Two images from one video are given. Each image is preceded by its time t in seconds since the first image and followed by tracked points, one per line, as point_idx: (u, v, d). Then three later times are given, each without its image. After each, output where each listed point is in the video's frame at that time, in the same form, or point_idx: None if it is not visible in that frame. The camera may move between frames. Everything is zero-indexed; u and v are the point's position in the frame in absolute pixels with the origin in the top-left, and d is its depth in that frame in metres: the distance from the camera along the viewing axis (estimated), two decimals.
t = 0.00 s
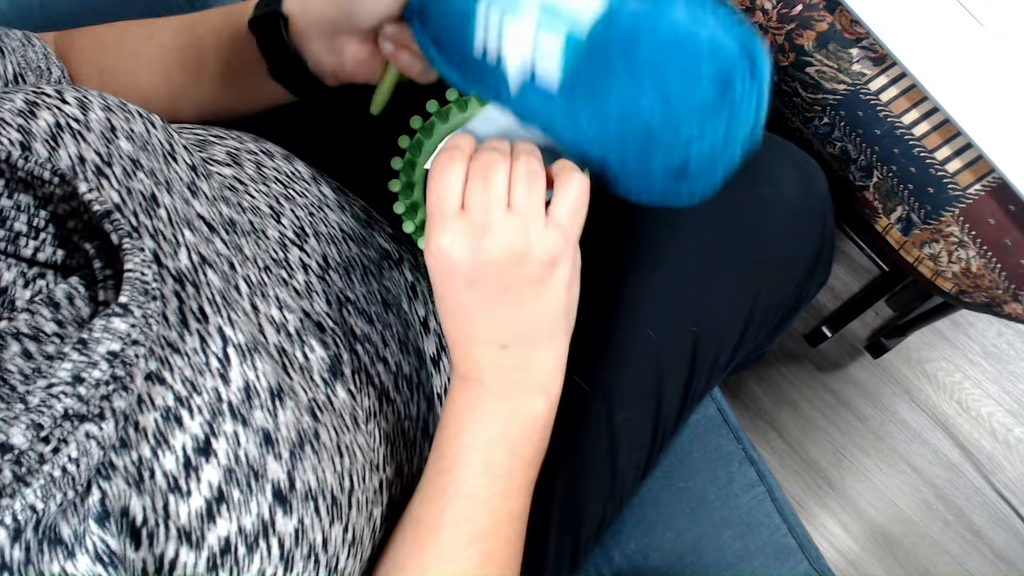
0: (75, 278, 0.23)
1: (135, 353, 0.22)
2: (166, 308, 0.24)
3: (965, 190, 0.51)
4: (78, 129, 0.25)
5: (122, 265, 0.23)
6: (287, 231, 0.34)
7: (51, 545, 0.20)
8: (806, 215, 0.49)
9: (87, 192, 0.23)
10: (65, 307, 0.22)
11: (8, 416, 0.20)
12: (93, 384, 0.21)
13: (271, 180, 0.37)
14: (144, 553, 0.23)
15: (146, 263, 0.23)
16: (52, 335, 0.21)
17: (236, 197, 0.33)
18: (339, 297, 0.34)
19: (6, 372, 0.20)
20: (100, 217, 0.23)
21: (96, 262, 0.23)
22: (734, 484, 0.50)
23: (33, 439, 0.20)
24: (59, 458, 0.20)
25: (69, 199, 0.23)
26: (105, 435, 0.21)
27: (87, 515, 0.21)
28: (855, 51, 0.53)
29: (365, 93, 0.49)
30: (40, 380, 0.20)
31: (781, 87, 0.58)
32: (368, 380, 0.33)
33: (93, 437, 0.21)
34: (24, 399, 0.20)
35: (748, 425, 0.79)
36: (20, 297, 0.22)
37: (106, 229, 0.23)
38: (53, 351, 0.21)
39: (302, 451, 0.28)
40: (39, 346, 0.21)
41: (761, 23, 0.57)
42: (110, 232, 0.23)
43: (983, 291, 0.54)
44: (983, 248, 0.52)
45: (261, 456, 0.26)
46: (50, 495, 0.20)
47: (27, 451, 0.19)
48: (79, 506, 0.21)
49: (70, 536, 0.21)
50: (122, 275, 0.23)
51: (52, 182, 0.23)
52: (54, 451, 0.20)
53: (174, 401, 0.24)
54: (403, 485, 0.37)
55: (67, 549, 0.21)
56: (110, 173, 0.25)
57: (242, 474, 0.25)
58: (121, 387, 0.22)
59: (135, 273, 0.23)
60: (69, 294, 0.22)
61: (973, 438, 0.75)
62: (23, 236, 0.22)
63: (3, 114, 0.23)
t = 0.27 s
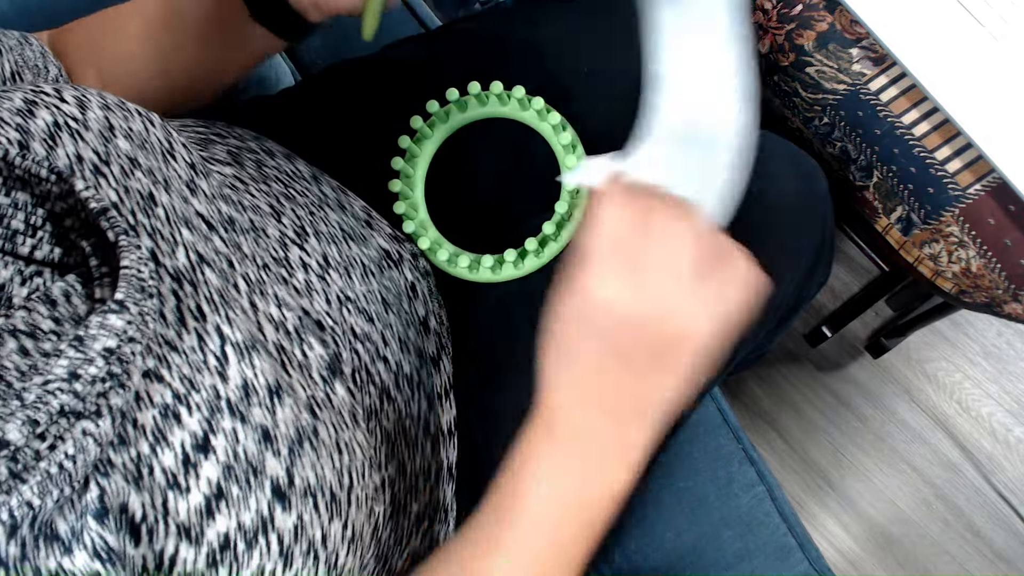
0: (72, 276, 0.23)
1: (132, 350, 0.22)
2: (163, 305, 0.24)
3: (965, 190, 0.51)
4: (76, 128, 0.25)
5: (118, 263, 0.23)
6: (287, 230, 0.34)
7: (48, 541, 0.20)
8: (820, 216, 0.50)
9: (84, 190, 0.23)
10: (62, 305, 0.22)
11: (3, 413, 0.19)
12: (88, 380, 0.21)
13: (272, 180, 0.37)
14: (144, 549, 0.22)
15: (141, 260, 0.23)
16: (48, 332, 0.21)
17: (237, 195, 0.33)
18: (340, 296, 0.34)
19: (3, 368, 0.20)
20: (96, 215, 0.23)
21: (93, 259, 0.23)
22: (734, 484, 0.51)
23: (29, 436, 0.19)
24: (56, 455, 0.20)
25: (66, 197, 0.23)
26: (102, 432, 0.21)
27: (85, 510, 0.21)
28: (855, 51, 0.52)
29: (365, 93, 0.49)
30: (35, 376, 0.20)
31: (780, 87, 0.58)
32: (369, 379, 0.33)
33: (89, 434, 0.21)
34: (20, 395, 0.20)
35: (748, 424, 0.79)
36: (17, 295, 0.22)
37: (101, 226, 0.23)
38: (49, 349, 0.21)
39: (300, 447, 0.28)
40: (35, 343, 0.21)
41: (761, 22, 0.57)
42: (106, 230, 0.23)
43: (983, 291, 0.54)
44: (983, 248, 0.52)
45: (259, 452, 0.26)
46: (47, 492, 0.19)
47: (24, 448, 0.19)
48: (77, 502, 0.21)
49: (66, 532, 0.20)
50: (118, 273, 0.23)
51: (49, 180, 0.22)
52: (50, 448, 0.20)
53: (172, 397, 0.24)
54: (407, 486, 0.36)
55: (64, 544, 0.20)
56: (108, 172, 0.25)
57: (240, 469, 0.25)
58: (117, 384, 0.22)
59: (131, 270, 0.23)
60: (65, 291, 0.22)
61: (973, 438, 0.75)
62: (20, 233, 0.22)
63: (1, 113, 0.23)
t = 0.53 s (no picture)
0: (64, 280, 0.22)
1: (115, 359, 0.21)
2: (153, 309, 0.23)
3: (965, 190, 0.51)
4: (78, 129, 0.24)
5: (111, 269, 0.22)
6: (286, 233, 0.34)
7: (7, 544, 0.19)
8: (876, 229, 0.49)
9: (82, 194, 0.22)
10: (51, 307, 0.22)
11: None
12: (68, 384, 0.20)
13: (272, 183, 0.37)
14: (125, 550, 0.21)
15: (135, 269, 0.22)
16: (34, 333, 0.21)
17: (239, 198, 0.34)
18: (339, 299, 0.34)
19: None
20: (93, 221, 0.22)
21: (85, 265, 0.23)
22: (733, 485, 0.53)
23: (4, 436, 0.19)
24: (32, 457, 0.19)
25: (66, 201, 0.23)
26: (82, 440, 0.20)
27: (51, 515, 0.20)
28: (855, 51, 0.52)
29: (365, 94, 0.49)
30: (16, 377, 0.19)
31: (780, 87, 0.58)
32: (367, 382, 0.33)
33: (67, 441, 0.20)
34: None
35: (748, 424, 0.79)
36: (12, 295, 0.22)
37: (98, 232, 0.23)
38: (34, 350, 0.21)
39: (286, 451, 0.26)
40: (21, 343, 0.21)
41: (761, 22, 0.57)
42: (102, 236, 0.22)
43: (983, 291, 0.54)
44: (983, 248, 0.52)
45: (243, 455, 0.25)
46: (17, 493, 0.19)
47: None
48: (43, 505, 0.20)
49: (29, 535, 0.20)
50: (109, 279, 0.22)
51: (48, 183, 0.22)
52: (26, 450, 0.19)
53: (157, 403, 0.23)
54: (407, 487, 0.36)
55: (25, 548, 0.19)
56: (109, 174, 0.24)
57: (223, 473, 0.24)
58: (100, 392, 0.21)
59: (123, 278, 0.22)
60: (56, 295, 0.22)
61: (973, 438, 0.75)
62: (19, 234, 0.22)
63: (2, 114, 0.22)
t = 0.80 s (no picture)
0: (49, 292, 0.22)
1: (93, 373, 0.21)
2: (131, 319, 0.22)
3: (965, 190, 0.51)
4: (80, 132, 0.24)
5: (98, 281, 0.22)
6: (283, 235, 0.34)
7: None
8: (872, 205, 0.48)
9: (77, 204, 0.22)
10: (34, 321, 0.21)
11: None
12: (44, 395, 0.19)
13: (270, 185, 0.37)
14: None
15: (122, 283, 0.22)
16: (15, 346, 0.20)
17: (236, 200, 0.34)
18: (335, 301, 0.34)
19: None
20: (85, 231, 0.22)
21: (70, 275, 0.22)
22: (734, 485, 0.54)
23: None
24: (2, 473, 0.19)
25: (61, 208, 0.22)
26: (49, 460, 0.20)
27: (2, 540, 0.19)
28: (855, 51, 0.52)
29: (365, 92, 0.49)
30: None
31: (780, 86, 0.58)
32: (362, 383, 0.33)
33: (37, 459, 0.19)
34: None
35: (749, 424, 0.79)
36: (3, 297, 0.22)
37: (89, 243, 0.22)
38: (12, 362, 0.20)
39: (247, 463, 0.25)
40: None
41: (761, 22, 0.57)
42: (92, 247, 0.22)
43: (983, 291, 0.54)
44: (983, 248, 0.52)
45: (202, 472, 0.24)
46: None
47: None
48: None
49: None
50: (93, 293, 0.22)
51: (45, 189, 0.22)
52: None
53: (122, 418, 0.22)
54: (403, 489, 0.36)
55: None
56: (107, 178, 0.24)
57: (181, 490, 0.23)
58: (75, 408, 0.21)
59: (109, 291, 0.21)
60: (39, 307, 0.21)
61: (973, 438, 0.75)
62: (13, 238, 0.22)
63: (5, 113, 0.22)
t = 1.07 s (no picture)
0: (38, 305, 0.21)
1: (85, 387, 0.20)
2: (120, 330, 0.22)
3: (965, 190, 0.51)
4: (71, 141, 0.24)
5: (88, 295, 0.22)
6: (277, 243, 0.34)
7: None
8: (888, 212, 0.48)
9: (65, 217, 0.22)
10: (23, 335, 0.21)
11: None
12: (37, 411, 0.19)
13: (264, 192, 0.37)
14: None
15: (113, 296, 0.22)
16: (5, 362, 0.20)
17: (230, 208, 0.34)
18: (327, 309, 0.34)
19: None
20: (75, 245, 0.22)
21: (59, 289, 0.22)
22: (733, 485, 0.54)
23: None
24: None
25: (49, 220, 0.22)
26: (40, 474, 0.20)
27: None
28: (855, 51, 0.53)
29: (366, 93, 0.49)
30: None
31: (780, 86, 0.58)
32: (354, 392, 0.33)
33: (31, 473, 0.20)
34: None
35: (748, 424, 0.79)
36: None
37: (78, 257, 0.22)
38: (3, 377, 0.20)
39: (234, 474, 0.25)
40: None
41: (761, 22, 0.57)
42: (82, 261, 0.22)
43: (983, 291, 0.54)
44: (983, 248, 0.52)
45: (188, 483, 0.23)
46: None
47: None
48: None
49: None
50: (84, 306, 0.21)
51: (34, 202, 0.22)
52: None
53: (111, 431, 0.22)
54: (398, 494, 0.36)
55: None
56: (98, 187, 0.24)
57: (168, 502, 0.23)
58: (66, 421, 0.20)
59: (99, 306, 0.21)
60: (28, 321, 0.21)
61: (973, 438, 0.75)
62: (0, 250, 0.21)
63: None
